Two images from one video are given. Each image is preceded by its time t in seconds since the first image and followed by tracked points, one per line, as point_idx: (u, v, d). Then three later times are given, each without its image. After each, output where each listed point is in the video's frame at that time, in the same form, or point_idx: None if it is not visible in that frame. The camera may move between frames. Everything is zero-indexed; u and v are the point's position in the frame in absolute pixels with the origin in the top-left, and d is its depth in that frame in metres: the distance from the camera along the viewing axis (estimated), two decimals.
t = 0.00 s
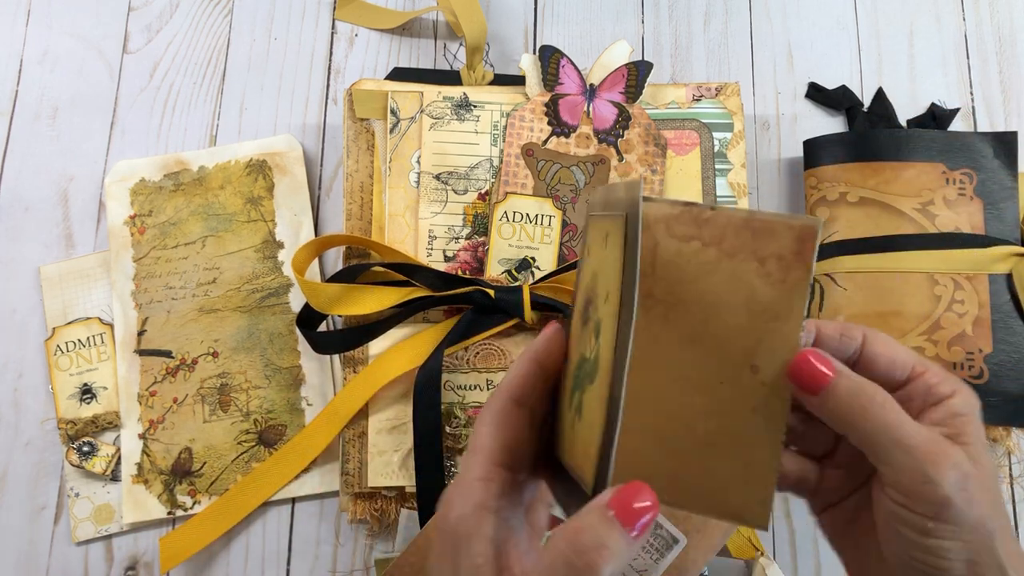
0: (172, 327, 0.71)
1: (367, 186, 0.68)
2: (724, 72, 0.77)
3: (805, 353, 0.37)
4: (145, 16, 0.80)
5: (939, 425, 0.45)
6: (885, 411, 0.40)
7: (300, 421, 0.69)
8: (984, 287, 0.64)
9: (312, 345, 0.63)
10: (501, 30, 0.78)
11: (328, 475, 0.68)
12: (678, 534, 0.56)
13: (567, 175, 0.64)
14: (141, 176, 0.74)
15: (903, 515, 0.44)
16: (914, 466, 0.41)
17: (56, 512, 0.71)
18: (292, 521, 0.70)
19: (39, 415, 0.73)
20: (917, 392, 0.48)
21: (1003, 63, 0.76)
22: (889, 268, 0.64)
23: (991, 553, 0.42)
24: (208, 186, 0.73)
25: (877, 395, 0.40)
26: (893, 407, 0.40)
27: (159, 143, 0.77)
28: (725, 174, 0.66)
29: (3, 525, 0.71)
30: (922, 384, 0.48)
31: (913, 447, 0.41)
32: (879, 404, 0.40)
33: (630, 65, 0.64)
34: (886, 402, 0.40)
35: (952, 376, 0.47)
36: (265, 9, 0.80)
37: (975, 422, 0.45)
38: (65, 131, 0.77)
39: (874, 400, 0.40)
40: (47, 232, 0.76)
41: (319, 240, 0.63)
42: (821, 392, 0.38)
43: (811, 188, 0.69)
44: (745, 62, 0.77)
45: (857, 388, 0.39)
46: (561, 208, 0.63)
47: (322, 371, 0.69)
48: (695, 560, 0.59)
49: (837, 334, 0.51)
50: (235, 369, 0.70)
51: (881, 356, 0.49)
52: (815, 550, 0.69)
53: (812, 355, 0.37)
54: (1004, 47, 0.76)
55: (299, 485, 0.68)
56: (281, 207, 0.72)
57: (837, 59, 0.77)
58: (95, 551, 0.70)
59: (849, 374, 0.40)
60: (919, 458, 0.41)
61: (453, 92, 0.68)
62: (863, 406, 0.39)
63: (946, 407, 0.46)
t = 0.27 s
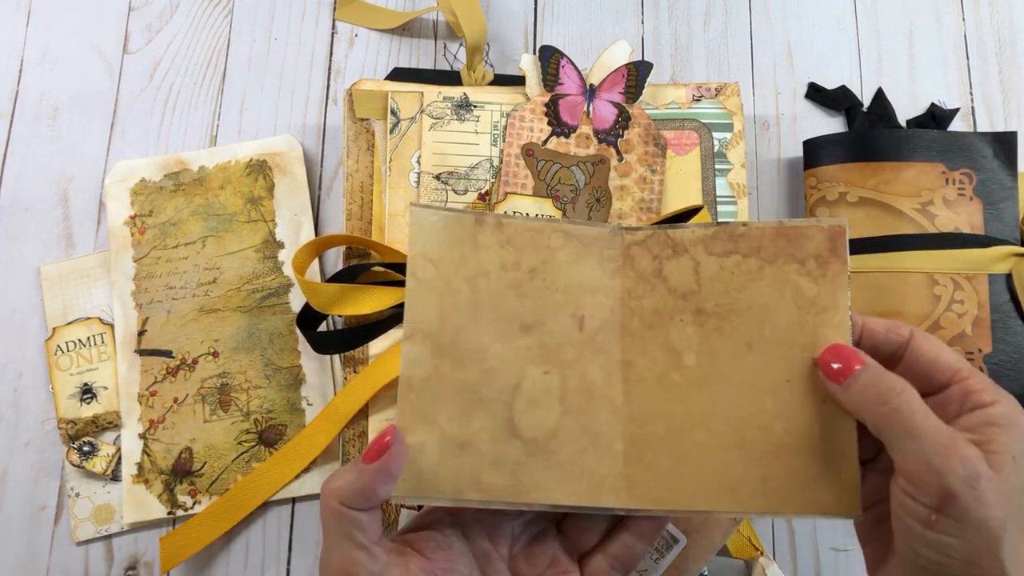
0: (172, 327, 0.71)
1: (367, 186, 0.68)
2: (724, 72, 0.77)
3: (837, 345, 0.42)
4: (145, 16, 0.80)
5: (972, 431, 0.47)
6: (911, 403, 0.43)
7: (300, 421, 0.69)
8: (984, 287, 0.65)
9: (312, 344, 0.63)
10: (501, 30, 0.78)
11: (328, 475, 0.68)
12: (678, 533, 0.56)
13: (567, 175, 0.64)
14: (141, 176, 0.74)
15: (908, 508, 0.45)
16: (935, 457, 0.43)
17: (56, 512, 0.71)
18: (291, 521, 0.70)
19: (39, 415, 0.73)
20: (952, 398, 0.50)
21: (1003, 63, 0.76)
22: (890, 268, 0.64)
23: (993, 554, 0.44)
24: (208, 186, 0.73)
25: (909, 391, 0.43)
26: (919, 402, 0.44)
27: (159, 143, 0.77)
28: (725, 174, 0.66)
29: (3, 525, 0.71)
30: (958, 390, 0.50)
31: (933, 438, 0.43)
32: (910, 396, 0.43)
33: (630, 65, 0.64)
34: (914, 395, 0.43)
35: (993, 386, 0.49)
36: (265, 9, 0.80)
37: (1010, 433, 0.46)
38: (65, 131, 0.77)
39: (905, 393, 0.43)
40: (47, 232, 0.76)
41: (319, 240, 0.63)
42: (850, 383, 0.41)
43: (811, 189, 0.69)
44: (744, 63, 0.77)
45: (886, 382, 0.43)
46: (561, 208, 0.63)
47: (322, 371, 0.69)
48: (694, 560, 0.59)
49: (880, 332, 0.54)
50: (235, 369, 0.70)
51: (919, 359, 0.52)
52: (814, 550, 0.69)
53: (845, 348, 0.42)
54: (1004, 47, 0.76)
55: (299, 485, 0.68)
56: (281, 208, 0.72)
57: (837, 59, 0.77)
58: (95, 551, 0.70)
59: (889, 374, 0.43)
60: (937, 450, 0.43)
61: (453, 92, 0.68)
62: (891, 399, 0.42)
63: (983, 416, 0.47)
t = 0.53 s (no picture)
0: (172, 327, 0.71)
1: (367, 186, 0.68)
2: (724, 72, 0.77)
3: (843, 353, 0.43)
4: (145, 16, 0.80)
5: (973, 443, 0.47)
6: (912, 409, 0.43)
7: (300, 421, 0.69)
8: (984, 287, 0.65)
9: (312, 344, 0.63)
10: (501, 30, 0.78)
11: (328, 475, 0.68)
12: (678, 533, 0.58)
13: (567, 175, 0.64)
14: (141, 176, 0.74)
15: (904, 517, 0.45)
16: (935, 468, 0.42)
17: (56, 512, 0.71)
18: (292, 520, 0.70)
19: (39, 415, 0.73)
20: (958, 410, 0.50)
21: (1003, 63, 0.76)
22: (889, 269, 0.64)
23: (989, 567, 0.43)
24: (208, 186, 0.73)
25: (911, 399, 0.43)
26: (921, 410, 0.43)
27: (159, 143, 0.77)
28: (725, 174, 0.66)
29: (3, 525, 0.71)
30: (964, 401, 0.50)
31: (934, 450, 0.42)
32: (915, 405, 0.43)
33: (630, 65, 0.64)
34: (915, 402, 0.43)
35: (1001, 399, 0.49)
36: (265, 9, 0.80)
37: (1017, 446, 0.45)
38: (65, 131, 0.77)
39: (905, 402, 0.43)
40: (47, 232, 0.76)
41: (318, 240, 0.63)
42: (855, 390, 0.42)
43: (811, 189, 0.69)
44: (744, 63, 0.77)
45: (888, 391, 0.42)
46: (561, 208, 0.63)
47: (322, 371, 0.70)
48: (695, 560, 0.60)
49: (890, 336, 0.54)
50: (235, 369, 0.70)
51: (929, 367, 0.52)
52: (814, 549, 0.69)
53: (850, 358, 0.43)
54: (1004, 47, 0.76)
55: (299, 485, 0.68)
56: (281, 207, 0.72)
57: (837, 59, 0.77)
58: (95, 551, 0.70)
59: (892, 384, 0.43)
60: (938, 461, 0.42)
61: (453, 92, 0.68)
62: (893, 407, 0.42)
63: (987, 428, 0.47)
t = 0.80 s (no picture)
0: (172, 327, 0.71)
1: (367, 186, 0.68)
2: (724, 72, 0.77)
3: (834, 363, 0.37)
4: (145, 17, 0.80)
5: (980, 458, 0.47)
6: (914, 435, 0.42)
7: (300, 421, 0.69)
8: (984, 287, 0.65)
9: (312, 344, 0.63)
10: (501, 30, 0.78)
11: (328, 475, 0.68)
12: (677, 534, 0.59)
13: (567, 175, 0.64)
14: (141, 176, 0.74)
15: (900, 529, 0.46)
16: (925, 493, 0.41)
17: (56, 512, 0.71)
18: (291, 520, 0.70)
19: (39, 415, 0.73)
20: (967, 421, 0.50)
21: (1003, 63, 0.76)
22: (889, 268, 0.65)
23: None
24: (208, 186, 0.73)
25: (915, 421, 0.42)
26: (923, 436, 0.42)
27: (159, 143, 0.77)
28: (725, 174, 0.66)
29: (3, 525, 0.71)
30: (975, 413, 0.49)
31: (928, 472, 0.41)
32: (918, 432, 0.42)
33: (630, 65, 0.64)
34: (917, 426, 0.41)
35: (1016, 411, 0.48)
36: (265, 9, 0.80)
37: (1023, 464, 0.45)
38: (65, 131, 0.77)
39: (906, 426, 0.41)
40: (47, 232, 0.76)
41: (318, 240, 0.63)
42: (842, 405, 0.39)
43: (811, 189, 0.69)
44: (744, 63, 0.77)
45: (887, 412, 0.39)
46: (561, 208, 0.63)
47: (322, 371, 0.70)
48: (695, 560, 0.59)
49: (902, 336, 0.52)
50: (235, 369, 0.70)
51: (939, 376, 0.51)
52: (814, 549, 0.69)
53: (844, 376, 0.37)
54: (1004, 47, 0.76)
55: (299, 485, 0.68)
56: (281, 207, 0.72)
57: (837, 59, 0.77)
58: (95, 551, 0.70)
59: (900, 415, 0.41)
60: (926, 485, 0.41)
61: (453, 92, 0.68)
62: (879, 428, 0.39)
63: (999, 443, 0.47)
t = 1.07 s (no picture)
0: (172, 327, 0.71)
1: (367, 186, 0.68)
2: (724, 72, 0.77)
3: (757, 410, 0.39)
4: (145, 16, 0.80)
5: (893, 488, 0.44)
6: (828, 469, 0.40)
7: (300, 421, 0.69)
8: (984, 287, 0.64)
9: (312, 345, 0.63)
10: (501, 30, 0.78)
11: (328, 475, 0.68)
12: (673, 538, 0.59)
13: (567, 175, 0.64)
14: (141, 176, 0.74)
15: None
16: (834, 534, 0.38)
17: (56, 512, 0.71)
18: (291, 520, 0.70)
19: (39, 415, 0.73)
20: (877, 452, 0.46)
21: (1003, 63, 0.76)
22: (889, 268, 0.65)
23: None
24: (208, 186, 0.73)
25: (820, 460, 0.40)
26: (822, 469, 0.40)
27: (159, 143, 0.77)
28: (725, 174, 0.66)
29: (3, 525, 0.71)
30: (885, 444, 0.46)
31: (836, 506, 0.38)
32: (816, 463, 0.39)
33: (630, 65, 0.64)
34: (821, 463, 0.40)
35: (927, 432, 0.45)
36: (265, 9, 0.80)
37: (940, 489, 0.42)
38: (64, 131, 0.77)
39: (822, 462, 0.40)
40: (47, 232, 0.76)
41: (319, 240, 0.63)
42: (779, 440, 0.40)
43: (811, 188, 0.69)
44: (744, 63, 0.77)
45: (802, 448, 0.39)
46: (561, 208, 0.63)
47: (322, 371, 0.70)
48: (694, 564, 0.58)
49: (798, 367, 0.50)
50: (235, 369, 0.70)
51: (841, 409, 0.49)
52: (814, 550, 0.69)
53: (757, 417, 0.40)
54: (1004, 47, 0.76)
55: (299, 485, 0.68)
56: (281, 207, 0.72)
57: (837, 59, 0.77)
58: (95, 551, 0.70)
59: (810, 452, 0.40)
60: (835, 524, 0.38)
61: (453, 92, 0.68)
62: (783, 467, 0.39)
63: (908, 470, 0.43)
